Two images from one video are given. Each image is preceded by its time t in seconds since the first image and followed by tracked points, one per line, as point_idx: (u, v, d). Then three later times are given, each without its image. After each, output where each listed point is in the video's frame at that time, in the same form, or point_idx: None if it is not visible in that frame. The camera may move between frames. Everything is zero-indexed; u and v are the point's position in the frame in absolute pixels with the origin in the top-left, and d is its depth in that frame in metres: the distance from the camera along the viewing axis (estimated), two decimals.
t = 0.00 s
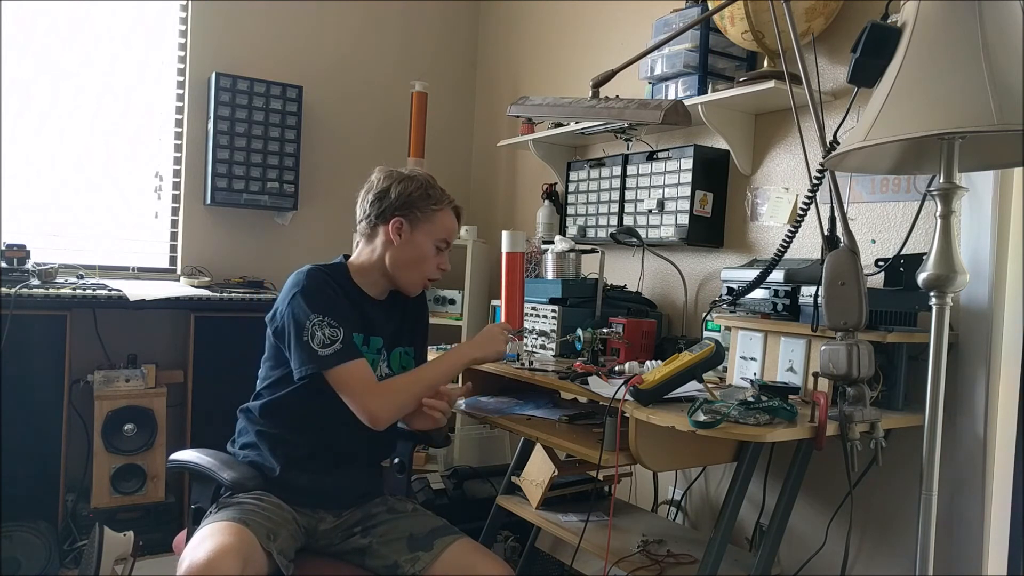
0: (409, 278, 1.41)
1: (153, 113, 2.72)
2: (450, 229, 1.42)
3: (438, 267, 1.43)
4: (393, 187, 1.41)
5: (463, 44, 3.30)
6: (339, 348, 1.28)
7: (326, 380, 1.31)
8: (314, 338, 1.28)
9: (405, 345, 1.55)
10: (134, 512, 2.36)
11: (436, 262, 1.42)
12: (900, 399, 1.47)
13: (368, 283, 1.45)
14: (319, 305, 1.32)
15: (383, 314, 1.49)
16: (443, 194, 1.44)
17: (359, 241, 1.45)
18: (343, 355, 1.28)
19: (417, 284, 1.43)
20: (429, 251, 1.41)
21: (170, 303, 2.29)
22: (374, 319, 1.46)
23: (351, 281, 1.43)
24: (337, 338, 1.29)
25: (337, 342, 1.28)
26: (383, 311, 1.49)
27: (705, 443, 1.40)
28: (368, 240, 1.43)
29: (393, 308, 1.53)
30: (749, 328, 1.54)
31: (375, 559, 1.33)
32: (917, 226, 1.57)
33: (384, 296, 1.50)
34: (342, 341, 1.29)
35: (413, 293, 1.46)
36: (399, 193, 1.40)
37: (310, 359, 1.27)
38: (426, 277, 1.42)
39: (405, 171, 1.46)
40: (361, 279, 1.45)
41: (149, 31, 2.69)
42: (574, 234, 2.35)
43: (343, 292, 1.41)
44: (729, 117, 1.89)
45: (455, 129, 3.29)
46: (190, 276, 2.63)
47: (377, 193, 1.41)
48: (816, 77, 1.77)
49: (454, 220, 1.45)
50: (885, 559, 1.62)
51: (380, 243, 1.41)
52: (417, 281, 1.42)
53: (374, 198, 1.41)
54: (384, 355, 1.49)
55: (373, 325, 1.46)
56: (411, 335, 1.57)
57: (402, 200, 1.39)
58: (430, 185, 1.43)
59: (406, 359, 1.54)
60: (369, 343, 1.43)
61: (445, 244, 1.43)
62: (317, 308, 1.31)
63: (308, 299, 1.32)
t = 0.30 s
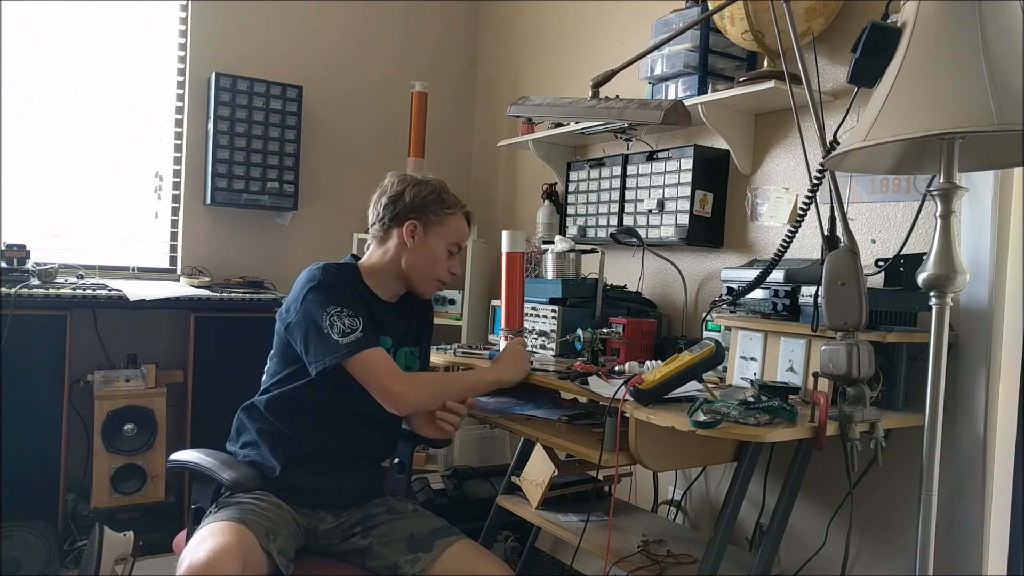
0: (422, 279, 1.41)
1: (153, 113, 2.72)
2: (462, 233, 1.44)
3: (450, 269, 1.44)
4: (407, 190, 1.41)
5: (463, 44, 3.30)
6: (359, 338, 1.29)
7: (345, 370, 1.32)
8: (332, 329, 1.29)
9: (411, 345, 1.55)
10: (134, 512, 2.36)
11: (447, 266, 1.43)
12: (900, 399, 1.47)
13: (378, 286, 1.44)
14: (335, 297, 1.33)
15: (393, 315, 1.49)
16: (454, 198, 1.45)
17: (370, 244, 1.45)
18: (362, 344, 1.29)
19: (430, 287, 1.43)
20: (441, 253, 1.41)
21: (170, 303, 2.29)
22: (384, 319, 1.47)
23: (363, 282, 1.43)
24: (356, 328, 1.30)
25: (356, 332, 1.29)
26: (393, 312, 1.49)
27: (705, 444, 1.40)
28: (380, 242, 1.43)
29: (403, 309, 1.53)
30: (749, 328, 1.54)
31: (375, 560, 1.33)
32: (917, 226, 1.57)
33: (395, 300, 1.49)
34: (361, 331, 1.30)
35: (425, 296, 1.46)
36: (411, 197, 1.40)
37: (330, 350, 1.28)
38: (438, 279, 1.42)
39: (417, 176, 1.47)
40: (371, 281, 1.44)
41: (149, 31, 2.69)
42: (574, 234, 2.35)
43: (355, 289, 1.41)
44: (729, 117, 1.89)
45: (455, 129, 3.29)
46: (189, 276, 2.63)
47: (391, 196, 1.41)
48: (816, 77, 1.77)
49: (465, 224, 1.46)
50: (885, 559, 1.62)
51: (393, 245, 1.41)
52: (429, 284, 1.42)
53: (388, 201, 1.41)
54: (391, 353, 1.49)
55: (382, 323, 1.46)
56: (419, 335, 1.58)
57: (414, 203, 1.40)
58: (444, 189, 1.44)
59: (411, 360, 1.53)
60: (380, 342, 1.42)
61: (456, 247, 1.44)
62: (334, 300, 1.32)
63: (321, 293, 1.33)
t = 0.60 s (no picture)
0: (424, 281, 1.41)
1: (154, 113, 2.72)
2: (465, 236, 1.43)
3: (453, 271, 1.44)
4: (411, 192, 1.42)
5: (463, 44, 3.30)
6: (356, 337, 1.29)
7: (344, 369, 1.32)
8: (330, 328, 1.29)
9: (413, 345, 1.54)
10: (133, 512, 2.36)
11: (450, 267, 1.43)
12: (900, 399, 1.47)
13: (383, 287, 1.44)
14: (334, 297, 1.33)
15: (395, 316, 1.49)
16: (459, 201, 1.45)
17: (374, 245, 1.45)
18: (360, 343, 1.29)
19: (433, 289, 1.43)
20: (445, 255, 1.41)
21: (170, 303, 2.29)
22: (386, 319, 1.46)
23: (367, 284, 1.43)
24: (353, 327, 1.30)
25: (353, 332, 1.29)
26: (395, 313, 1.49)
27: (705, 443, 1.40)
28: (384, 244, 1.43)
29: (405, 310, 1.53)
30: (750, 328, 1.54)
31: (375, 560, 1.34)
32: (917, 226, 1.57)
33: (399, 301, 1.49)
34: (359, 330, 1.30)
35: (428, 298, 1.46)
36: (415, 198, 1.41)
37: (328, 350, 1.28)
38: (441, 280, 1.42)
39: (422, 178, 1.47)
40: (374, 283, 1.44)
41: (149, 31, 2.69)
42: (574, 234, 2.35)
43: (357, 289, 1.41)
44: (729, 117, 1.89)
45: (455, 129, 3.29)
46: (190, 276, 2.63)
47: (395, 198, 1.42)
48: (816, 77, 1.77)
49: (469, 226, 1.46)
50: (885, 559, 1.62)
51: (397, 246, 1.41)
52: (432, 286, 1.42)
53: (392, 203, 1.42)
54: (393, 354, 1.48)
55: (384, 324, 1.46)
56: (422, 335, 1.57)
57: (418, 205, 1.40)
58: (448, 191, 1.44)
59: (413, 360, 1.53)
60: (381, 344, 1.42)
61: (460, 249, 1.44)
62: (332, 300, 1.32)
63: (320, 292, 1.33)
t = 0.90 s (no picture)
0: (423, 280, 1.41)
1: (154, 113, 2.72)
2: (464, 234, 1.43)
3: (451, 270, 1.44)
4: (409, 191, 1.42)
5: (463, 44, 3.30)
6: (352, 341, 1.29)
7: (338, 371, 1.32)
8: (326, 331, 1.29)
9: (413, 345, 1.54)
10: (133, 512, 2.36)
11: (449, 266, 1.43)
12: (900, 399, 1.46)
13: (382, 287, 1.44)
14: (333, 299, 1.32)
15: (394, 316, 1.49)
16: (456, 200, 1.45)
17: (373, 245, 1.46)
18: (355, 348, 1.29)
19: (432, 287, 1.43)
20: (443, 254, 1.41)
21: (170, 303, 2.29)
22: (385, 320, 1.46)
23: (366, 283, 1.43)
24: (350, 331, 1.30)
25: (349, 336, 1.29)
26: (394, 313, 1.49)
27: (705, 443, 1.40)
28: (383, 243, 1.44)
29: (404, 310, 1.52)
30: (749, 328, 1.54)
31: (375, 560, 1.34)
32: (917, 226, 1.57)
33: (399, 300, 1.49)
34: (355, 334, 1.30)
35: (428, 297, 1.46)
36: (413, 197, 1.41)
37: (322, 352, 1.28)
38: (439, 279, 1.42)
39: (420, 178, 1.47)
40: (373, 283, 1.44)
41: (149, 31, 2.69)
42: (574, 234, 2.35)
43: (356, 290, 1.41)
44: (729, 117, 1.89)
45: (455, 128, 3.29)
46: (189, 276, 2.63)
47: (393, 198, 1.42)
48: (816, 77, 1.77)
49: (468, 225, 1.46)
50: (884, 559, 1.62)
51: (395, 246, 1.41)
52: (431, 284, 1.42)
53: (390, 202, 1.42)
54: (392, 355, 1.48)
55: (382, 325, 1.46)
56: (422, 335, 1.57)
57: (416, 203, 1.40)
58: (445, 190, 1.44)
59: (413, 360, 1.53)
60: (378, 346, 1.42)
61: (458, 248, 1.44)
62: (331, 301, 1.32)
63: (320, 292, 1.33)
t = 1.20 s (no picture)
0: (423, 279, 1.41)
1: (154, 113, 2.72)
2: (463, 234, 1.44)
3: (452, 270, 1.44)
4: (408, 191, 1.42)
5: (463, 44, 3.30)
6: (354, 339, 1.29)
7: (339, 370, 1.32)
8: (328, 329, 1.29)
9: (413, 345, 1.54)
10: (133, 512, 2.36)
11: (449, 266, 1.43)
12: (900, 399, 1.46)
13: (382, 287, 1.44)
14: (333, 298, 1.32)
15: (394, 316, 1.49)
16: (456, 200, 1.45)
17: (372, 246, 1.45)
18: (357, 346, 1.29)
19: (432, 287, 1.43)
20: (443, 254, 1.41)
21: (170, 303, 2.29)
22: (385, 319, 1.46)
23: (366, 283, 1.43)
24: (351, 328, 1.30)
25: (351, 333, 1.29)
26: (394, 313, 1.49)
27: (705, 443, 1.40)
28: (382, 243, 1.43)
29: (404, 309, 1.53)
30: (749, 328, 1.54)
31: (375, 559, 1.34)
32: (917, 226, 1.57)
33: (399, 300, 1.49)
34: (356, 332, 1.30)
35: (428, 296, 1.46)
36: (412, 196, 1.41)
37: (324, 350, 1.28)
38: (440, 279, 1.42)
39: (419, 178, 1.47)
40: (373, 282, 1.44)
41: (149, 31, 2.69)
42: (574, 234, 2.35)
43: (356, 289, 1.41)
44: (729, 117, 1.89)
45: (455, 128, 3.28)
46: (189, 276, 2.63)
47: (392, 198, 1.42)
48: (816, 77, 1.77)
49: (467, 224, 1.46)
50: (884, 559, 1.62)
51: (395, 246, 1.41)
52: (432, 284, 1.42)
53: (389, 203, 1.42)
54: (392, 355, 1.48)
55: (382, 324, 1.46)
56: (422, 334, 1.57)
57: (415, 203, 1.40)
58: (445, 190, 1.44)
59: (413, 360, 1.53)
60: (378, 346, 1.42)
61: (458, 247, 1.44)
62: (331, 300, 1.32)
63: (320, 292, 1.33)
